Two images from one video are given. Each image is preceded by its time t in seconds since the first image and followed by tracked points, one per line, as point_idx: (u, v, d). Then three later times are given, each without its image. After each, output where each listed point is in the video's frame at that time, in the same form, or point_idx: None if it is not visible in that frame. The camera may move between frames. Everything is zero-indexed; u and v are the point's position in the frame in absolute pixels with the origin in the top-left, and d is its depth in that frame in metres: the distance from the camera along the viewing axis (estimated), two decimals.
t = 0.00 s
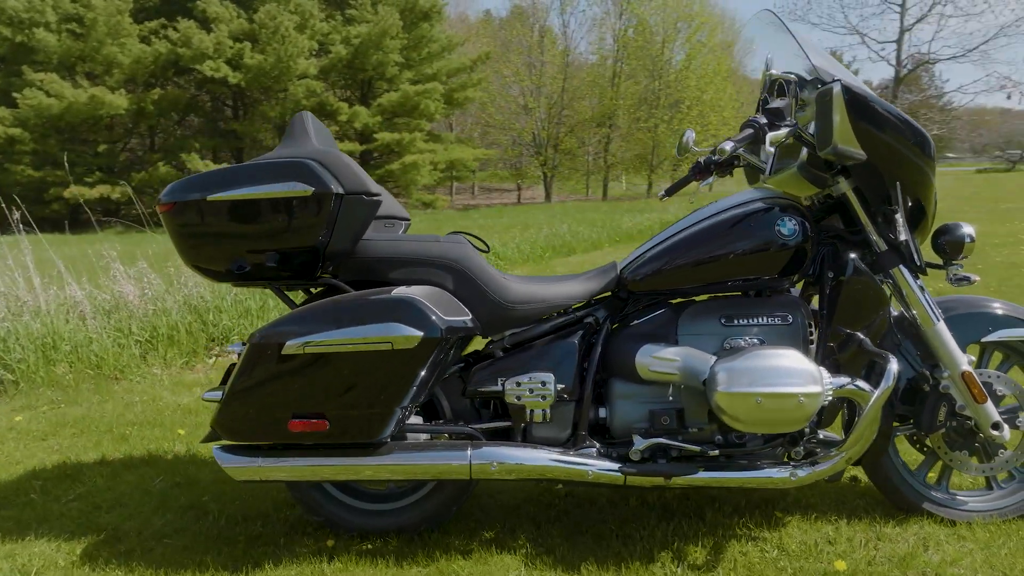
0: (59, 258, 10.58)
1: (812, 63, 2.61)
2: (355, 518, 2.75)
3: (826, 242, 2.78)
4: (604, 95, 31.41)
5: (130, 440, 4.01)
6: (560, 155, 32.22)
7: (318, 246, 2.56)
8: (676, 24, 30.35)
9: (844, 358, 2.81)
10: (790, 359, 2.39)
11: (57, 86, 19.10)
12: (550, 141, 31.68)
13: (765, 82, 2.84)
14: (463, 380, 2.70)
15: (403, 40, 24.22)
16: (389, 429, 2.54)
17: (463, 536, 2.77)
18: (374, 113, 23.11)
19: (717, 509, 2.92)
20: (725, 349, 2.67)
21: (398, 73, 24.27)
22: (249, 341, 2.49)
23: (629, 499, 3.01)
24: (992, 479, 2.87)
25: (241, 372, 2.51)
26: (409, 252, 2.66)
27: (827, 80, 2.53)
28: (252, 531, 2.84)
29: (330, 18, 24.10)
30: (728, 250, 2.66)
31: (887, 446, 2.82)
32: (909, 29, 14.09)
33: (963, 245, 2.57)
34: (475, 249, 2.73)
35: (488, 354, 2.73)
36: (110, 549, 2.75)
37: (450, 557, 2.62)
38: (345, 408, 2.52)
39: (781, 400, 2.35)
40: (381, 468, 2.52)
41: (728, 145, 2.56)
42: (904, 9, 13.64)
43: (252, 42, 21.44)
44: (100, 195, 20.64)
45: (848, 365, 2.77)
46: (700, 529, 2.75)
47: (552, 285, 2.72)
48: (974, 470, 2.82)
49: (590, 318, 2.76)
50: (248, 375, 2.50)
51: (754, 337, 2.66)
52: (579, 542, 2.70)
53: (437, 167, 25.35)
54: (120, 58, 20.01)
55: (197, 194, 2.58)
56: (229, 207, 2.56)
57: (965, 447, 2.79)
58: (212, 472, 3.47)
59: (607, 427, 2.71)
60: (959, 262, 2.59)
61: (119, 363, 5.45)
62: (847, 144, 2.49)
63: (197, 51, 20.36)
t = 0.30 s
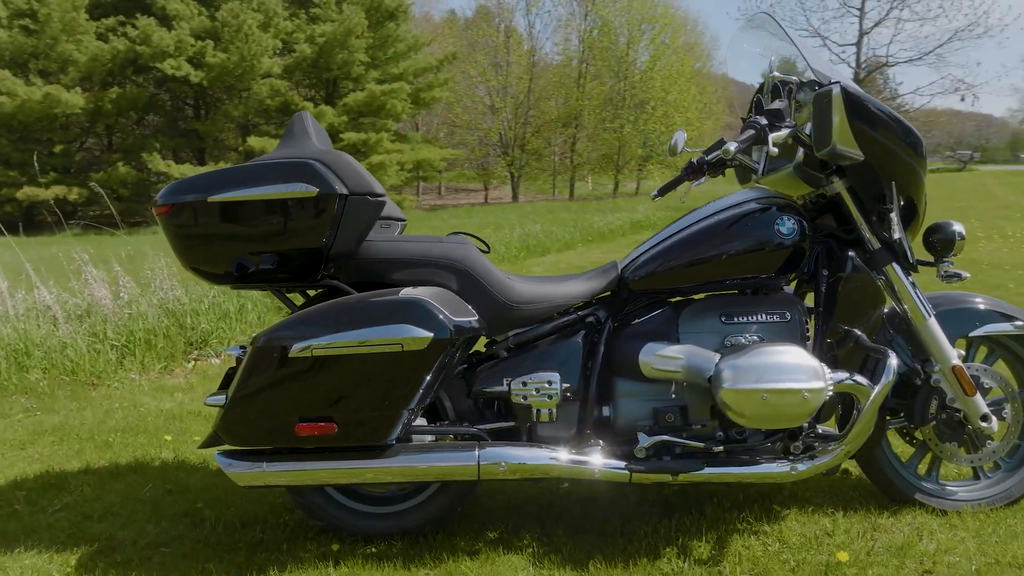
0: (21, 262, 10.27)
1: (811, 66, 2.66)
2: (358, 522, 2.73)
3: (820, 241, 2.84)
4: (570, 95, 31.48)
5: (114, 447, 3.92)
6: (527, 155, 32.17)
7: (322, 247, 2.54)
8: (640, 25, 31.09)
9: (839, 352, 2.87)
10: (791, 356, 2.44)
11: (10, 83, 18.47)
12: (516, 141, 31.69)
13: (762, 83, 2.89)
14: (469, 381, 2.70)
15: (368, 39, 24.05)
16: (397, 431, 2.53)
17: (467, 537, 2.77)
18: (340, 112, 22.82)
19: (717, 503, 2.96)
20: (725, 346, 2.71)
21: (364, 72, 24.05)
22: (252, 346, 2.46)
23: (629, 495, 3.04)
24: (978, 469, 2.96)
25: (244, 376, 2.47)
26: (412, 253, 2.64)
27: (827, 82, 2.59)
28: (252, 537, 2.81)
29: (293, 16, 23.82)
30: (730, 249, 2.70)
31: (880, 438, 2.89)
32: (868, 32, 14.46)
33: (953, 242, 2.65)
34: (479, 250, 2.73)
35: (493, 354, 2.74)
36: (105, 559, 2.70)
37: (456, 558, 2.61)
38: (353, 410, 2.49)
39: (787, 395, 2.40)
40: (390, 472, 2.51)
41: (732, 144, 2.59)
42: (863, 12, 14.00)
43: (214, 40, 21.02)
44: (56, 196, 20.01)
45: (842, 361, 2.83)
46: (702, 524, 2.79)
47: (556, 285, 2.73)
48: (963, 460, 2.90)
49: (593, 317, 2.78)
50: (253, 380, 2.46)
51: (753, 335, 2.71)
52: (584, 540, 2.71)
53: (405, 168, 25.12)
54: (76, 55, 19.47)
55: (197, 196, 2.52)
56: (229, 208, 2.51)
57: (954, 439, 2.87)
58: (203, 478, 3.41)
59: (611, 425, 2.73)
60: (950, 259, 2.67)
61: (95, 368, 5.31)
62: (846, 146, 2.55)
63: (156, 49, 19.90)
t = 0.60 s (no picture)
0: None
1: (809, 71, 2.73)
2: (362, 525, 2.70)
3: (814, 240, 2.90)
4: (536, 96, 31.60)
5: (97, 455, 3.83)
6: (494, 155, 32.11)
7: (327, 248, 2.51)
8: (605, 26, 31.38)
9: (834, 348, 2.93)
10: (793, 352, 2.49)
11: None
12: (483, 141, 31.66)
13: (758, 86, 2.95)
14: (474, 382, 2.70)
15: (333, 38, 23.87)
16: (404, 433, 2.52)
17: (473, 538, 2.77)
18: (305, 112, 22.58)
19: (716, 498, 3.01)
20: (726, 344, 2.76)
21: (329, 71, 23.87)
22: (259, 349, 2.43)
23: (628, 492, 3.07)
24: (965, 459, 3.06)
25: (249, 380, 2.44)
26: (417, 254, 2.63)
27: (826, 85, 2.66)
28: (252, 542, 2.77)
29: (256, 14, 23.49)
30: (731, 248, 2.74)
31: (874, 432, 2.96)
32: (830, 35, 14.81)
33: (943, 240, 2.73)
34: (482, 251, 2.73)
35: (497, 354, 2.74)
36: (102, 570, 2.64)
37: (463, 560, 2.61)
38: (361, 413, 2.48)
39: (791, 392, 2.45)
40: (398, 473, 2.49)
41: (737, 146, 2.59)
42: (825, 15, 14.33)
43: (175, 39, 20.63)
44: (10, 198, 19.36)
45: (838, 358, 2.89)
46: (704, 519, 2.82)
47: (558, 284, 2.74)
48: (951, 452, 2.99)
49: (593, 317, 2.79)
50: (259, 384, 2.43)
51: (752, 331, 2.75)
52: (590, 537, 2.73)
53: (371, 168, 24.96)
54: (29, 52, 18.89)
55: (198, 197, 2.48)
56: (232, 209, 2.47)
57: (943, 430, 2.96)
58: (195, 484, 3.34)
59: (615, 423, 2.75)
60: (941, 257, 2.75)
61: (70, 374, 5.16)
62: (845, 146, 2.63)
63: (115, 47, 19.46)
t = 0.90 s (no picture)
0: None
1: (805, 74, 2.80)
2: (366, 528, 2.68)
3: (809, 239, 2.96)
4: (504, 96, 31.62)
5: (83, 463, 3.73)
6: (461, 155, 32.15)
7: (334, 250, 2.50)
8: (571, 27, 31.58)
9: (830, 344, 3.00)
10: (794, 348, 2.55)
11: None
12: (451, 141, 31.53)
13: (754, 87, 3.01)
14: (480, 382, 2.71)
15: (299, 37, 23.63)
16: (414, 435, 2.51)
17: (480, 538, 2.77)
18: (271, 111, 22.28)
19: (716, 493, 3.05)
20: (726, 341, 2.80)
21: (295, 71, 23.62)
22: (267, 351, 2.40)
23: (629, 490, 3.10)
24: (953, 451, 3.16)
25: (257, 383, 2.41)
26: (423, 254, 2.63)
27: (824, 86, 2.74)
28: (256, 547, 2.74)
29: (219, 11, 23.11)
30: (732, 247, 2.79)
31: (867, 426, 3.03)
32: (793, 38, 15.14)
33: (933, 238, 2.82)
34: (486, 252, 2.73)
35: (503, 355, 2.74)
36: None
37: (472, 560, 2.61)
38: (371, 414, 2.47)
39: (794, 387, 2.51)
40: (409, 475, 2.49)
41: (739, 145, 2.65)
42: (788, 18, 14.67)
43: (135, 36, 20.19)
44: None
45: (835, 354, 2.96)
46: (707, 514, 2.87)
47: (563, 284, 2.75)
48: (941, 444, 3.08)
49: (596, 316, 2.82)
50: (267, 387, 2.41)
51: (752, 329, 2.80)
52: (597, 535, 2.76)
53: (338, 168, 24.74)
54: None
55: (200, 198, 2.44)
56: (236, 210, 2.43)
57: (933, 424, 3.05)
58: (188, 490, 3.29)
59: (618, 421, 2.78)
60: (932, 254, 2.83)
61: (48, 380, 5.01)
62: (841, 147, 2.71)
63: (73, 45, 18.98)
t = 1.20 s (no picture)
0: None
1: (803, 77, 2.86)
2: (373, 531, 2.66)
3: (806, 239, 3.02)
4: (472, 96, 31.54)
5: (68, 472, 3.63)
6: (430, 155, 31.94)
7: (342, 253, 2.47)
8: (539, 27, 31.68)
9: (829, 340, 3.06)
10: (796, 346, 2.60)
11: None
12: (419, 141, 31.29)
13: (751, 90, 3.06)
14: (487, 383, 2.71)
15: (264, 36, 23.30)
16: (423, 437, 2.50)
17: (487, 539, 2.77)
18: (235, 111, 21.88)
19: (715, 489, 3.10)
20: (727, 339, 2.84)
21: (260, 70, 23.26)
22: (276, 355, 2.37)
23: (630, 488, 3.12)
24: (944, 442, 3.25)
25: (267, 387, 2.38)
26: (430, 255, 2.62)
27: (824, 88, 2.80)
28: (261, 554, 2.70)
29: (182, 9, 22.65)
30: (733, 246, 2.82)
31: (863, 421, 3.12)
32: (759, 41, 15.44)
33: (925, 235, 2.89)
34: (492, 253, 2.73)
35: (510, 355, 2.74)
36: None
37: (482, 561, 2.61)
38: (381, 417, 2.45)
39: (800, 383, 2.56)
40: (419, 476, 2.47)
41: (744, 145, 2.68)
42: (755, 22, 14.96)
43: (94, 33, 19.68)
44: None
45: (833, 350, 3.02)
46: (710, 510, 2.91)
47: (568, 284, 2.77)
48: (932, 436, 3.17)
49: (600, 315, 2.84)
50: (278, 391, 2.38)
51: (752, 326, 2.85)
52: (605, 532, 2.78)
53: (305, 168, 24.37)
54: None
55: (204, 199, 2.39)
56: (241, 211, 2.39)
57: (925, 417, 3.14)
58: (182, 497, 3.23)
59: (623, 420, 2.80)
60: (924, 251, 2.90)
61: (24, 387, 4.84)
62: (841, 148, 2.78)
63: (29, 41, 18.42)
